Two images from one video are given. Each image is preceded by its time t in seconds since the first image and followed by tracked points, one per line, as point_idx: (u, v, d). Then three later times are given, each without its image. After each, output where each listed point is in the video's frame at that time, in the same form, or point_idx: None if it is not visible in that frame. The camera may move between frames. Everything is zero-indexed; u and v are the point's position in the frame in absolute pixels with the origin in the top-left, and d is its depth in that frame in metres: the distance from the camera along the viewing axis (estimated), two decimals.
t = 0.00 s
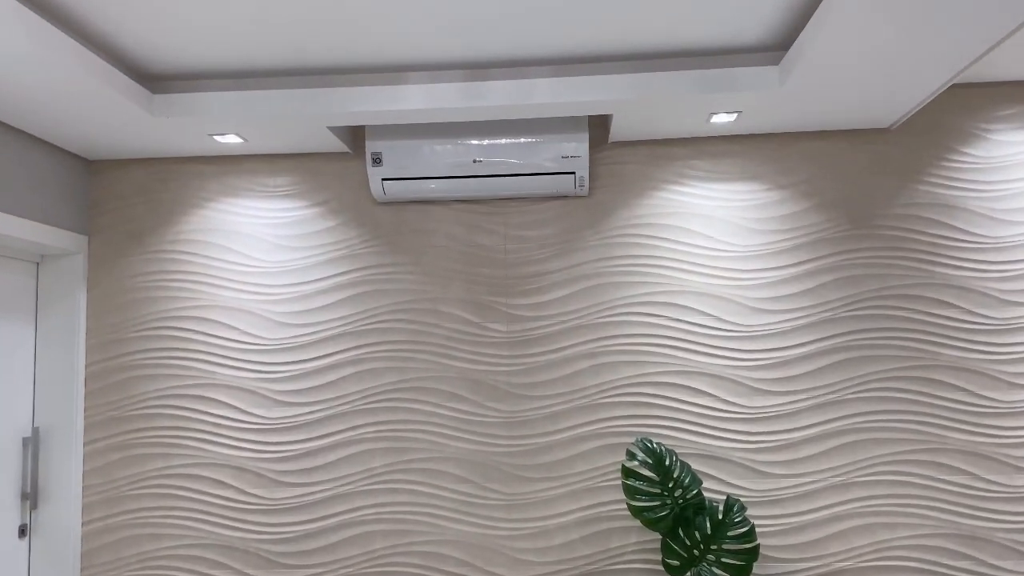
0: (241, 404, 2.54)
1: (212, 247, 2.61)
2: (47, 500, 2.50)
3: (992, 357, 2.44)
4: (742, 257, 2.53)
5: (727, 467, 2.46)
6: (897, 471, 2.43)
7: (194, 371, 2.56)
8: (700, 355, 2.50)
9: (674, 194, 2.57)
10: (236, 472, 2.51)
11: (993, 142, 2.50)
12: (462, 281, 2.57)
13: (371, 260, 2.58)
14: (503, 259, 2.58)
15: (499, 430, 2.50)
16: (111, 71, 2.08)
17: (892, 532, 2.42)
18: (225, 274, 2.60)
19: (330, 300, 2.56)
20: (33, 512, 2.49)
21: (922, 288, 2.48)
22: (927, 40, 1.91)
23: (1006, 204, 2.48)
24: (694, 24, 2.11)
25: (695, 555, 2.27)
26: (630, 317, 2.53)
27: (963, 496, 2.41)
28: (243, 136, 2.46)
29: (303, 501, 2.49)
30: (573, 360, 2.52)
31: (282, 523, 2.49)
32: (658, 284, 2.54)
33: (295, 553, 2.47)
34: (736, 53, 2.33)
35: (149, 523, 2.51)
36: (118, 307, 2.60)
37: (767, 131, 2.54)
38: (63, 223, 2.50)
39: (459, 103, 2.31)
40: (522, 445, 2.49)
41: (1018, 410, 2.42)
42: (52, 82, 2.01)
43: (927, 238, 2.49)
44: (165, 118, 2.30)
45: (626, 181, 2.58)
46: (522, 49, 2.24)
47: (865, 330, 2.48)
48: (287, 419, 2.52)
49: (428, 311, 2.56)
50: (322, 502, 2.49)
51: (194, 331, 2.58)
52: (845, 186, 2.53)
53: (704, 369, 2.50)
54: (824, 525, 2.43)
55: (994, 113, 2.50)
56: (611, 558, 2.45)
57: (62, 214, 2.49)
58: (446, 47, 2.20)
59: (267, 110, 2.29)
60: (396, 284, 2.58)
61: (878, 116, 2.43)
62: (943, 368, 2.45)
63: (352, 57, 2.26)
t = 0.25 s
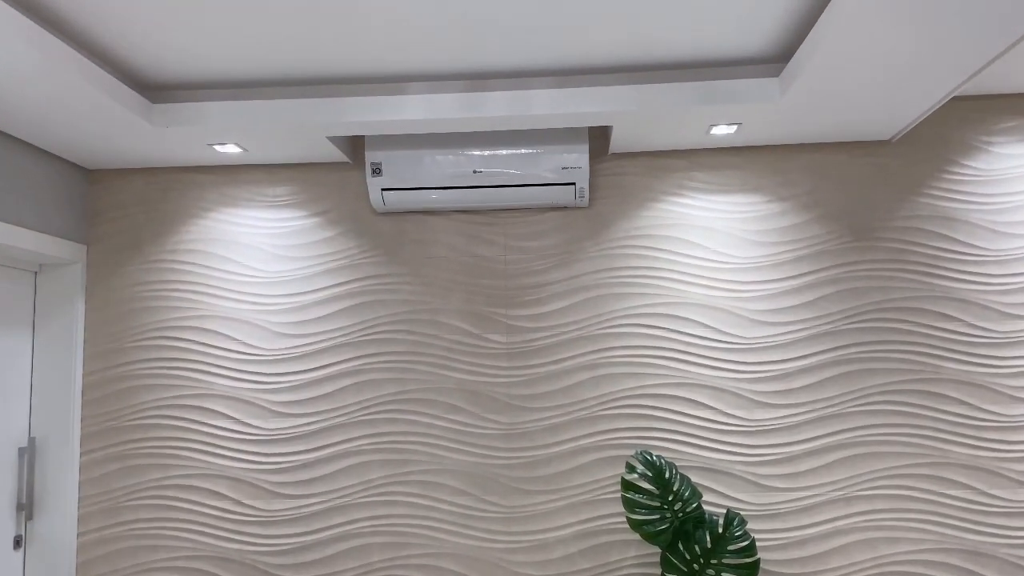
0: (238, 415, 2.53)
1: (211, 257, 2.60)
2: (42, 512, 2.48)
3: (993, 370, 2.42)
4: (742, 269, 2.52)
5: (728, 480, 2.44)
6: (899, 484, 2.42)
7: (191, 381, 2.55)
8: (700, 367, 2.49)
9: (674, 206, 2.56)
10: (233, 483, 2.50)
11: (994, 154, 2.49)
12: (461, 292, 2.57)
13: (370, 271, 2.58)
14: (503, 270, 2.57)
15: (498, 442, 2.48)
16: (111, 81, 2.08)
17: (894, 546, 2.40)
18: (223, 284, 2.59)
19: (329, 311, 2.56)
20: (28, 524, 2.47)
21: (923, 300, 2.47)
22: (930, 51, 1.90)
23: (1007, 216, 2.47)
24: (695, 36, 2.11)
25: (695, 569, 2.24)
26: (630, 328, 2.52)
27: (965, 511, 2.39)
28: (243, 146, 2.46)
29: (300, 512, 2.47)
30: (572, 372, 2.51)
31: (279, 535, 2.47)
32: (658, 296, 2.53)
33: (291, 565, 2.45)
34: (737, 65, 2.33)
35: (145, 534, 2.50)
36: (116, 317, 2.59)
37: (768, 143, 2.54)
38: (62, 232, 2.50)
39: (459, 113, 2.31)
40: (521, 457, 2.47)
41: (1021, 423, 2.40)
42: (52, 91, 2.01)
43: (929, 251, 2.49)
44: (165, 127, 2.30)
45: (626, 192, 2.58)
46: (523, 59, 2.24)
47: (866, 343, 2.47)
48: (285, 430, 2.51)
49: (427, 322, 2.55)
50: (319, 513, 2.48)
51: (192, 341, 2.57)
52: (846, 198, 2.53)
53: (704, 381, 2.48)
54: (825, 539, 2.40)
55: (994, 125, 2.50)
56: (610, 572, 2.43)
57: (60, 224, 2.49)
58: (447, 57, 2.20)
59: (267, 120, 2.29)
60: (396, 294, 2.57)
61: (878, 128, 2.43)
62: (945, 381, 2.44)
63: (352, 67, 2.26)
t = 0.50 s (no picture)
0: (237, 422, 2.52)
1: (211, 263, 2.60)
2: (39, 518, 2.46)
3: (995, 380, 2.42)
4: (743, 277, 2.51)
5: (729, 489, 2.43)
6: (900, 495, 2.40)
7: (190, 387, 2.54)
8: (701, 376, 2.48)
9: (675, 214, 2.55)
10: (231, 490, 2.48)
11: (996, 164, 2.49)
12: (461, 299, 2.56)
13: (370, 277, 2.57)
14: (503, 277, 2.56)
15: (498, 450, 2.47)
16: (111, 86, 2.07)
17: (895, 557, 2.38)
18: (223, 290, 2.58)
19: (329, 317, 2.55)
20: (25, 530, 2.45)
21: (925, 310, 2.46)
22: (933, 60, 1.89)
23: (1009, 226, 2.47)
24: (697, 44, 2.10)
25: None
26: (631, 336, 2.51)
27: (966, 521, 2.38)
28: (243, 152, 2.45)
29: (298, 520, 2.46)
30: (572, 380, 2.50)
31: (277, 543, 2.45)
32: (659, 304, 2.52)
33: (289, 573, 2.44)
34: (739, 73, 2.32)
35: (142, 541, 2.48)
36: (115, 322, 2.58)
37: (769, 151, 2.53)
38: (61, 237, 2.49)
39: (460, 120, 2.30)
40: (521, 465, 2.46)
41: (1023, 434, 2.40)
42: (51, 96, 2.00)
43: (931, 260, 2.48)
44: (165, 133, 2.29)
45: (628, 200, 2.57)
46: (525, 67, 2.23)
47: (867, 352, 2.46)
48: (283, 437, 2.50)
49: (427, 329, 2.55)
50: (318, 521, 2.46)
51: (191, 347, 2.56)
52: (848, 207, 2.52)
53: (705, 390, 2.47)
54: (826, 549, 2.39)
55: (996, 135, 2.50)
56: None
57: (60, 229, 2.48)
58: (448, 64, 2.20)
59: (267, 126, 2.28)
60: (396, 301, 2.56)
61: (880, 137, 2.43)
62: (947, 390, 2.43)
63: (354, 73, 2.25)
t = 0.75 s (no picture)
0: (236, 425, 2.51)
1: (211, 266, 2.60)
2: (37, 521, 2.46)
3: (994, 386, 2.42)
4: (742, 282, 2.52)
5: (728, 494, 2.43)
6: (899, 500, 2.41)
7: (190, 390, 2.54)
8: (701, 381, 2.48)
9: (675, 219, 2.56)
10: (231, 494, 2.48)
11: (995, 170, 2.50)
12: (462, 303, 2.56)
13: (370, 281, 2.57)
14: (503, 281, 2.56)
15: (497, 454, 2.47)
16: (112, 88, 2.07)
17: (894, 562, 2.38)
18: (223, 293, 2.58)
19: (329, 321, 2.55)
20: (23, 533, 2.45)
21: (924, 316, 2.47)
22: (933, 66, 1.90)
23: (1008, 232, 2.47)
24: (698, 50, 2.11)
25: None
26: (630, 341, 2.52)
27: (965, 527, 2.38)
28: (244, 156, 2.45)
29: (297, 524, 2.46)
30: (572, 384, 2.50)
31: (276, 547, 2.45)
32: (659, 308, 2.52)
33: None
34: (739, 79, 2.33)
35: (141, 544, 2.48)
36: (115, 325, 2.58)
37: (769, 157, 2.54)
38: (62, 239, 2.49)
39: (461, 125, 2.30)
40: (520, 469, 2.46)
41: (1022, 440, 2.40)
42: (52, 98, 2.00)
43: (930, 266, 2.48)
44: (166, 136, 2.29)
45: (628, 205, 2.57)
46: (525, 71, 2.24)
47: (866, 358, 2.46)
48: (283, 440, 2.50)
49: (427, 333, 2.55)
50: (317, 525, 2.46)
51: (191, 350, 2.56)
52: (847, 212, 2.53)
53: (705, 394, 2.47)
54: (826, 555, 2.39)
55: (996, 141, 2.51)
56: None
57: (60, 231, 2.48)
58: (449, 68, 2.20)
59: (268, 129, 2.29)
60: (396, 305, 2.56)
61: (880, 143, 2.43)
62: (946, 396, 2.43)
63: (355, 77, 2.26)
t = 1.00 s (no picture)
0: (236, 427, 2.52)
1: (212, 268, 2.60)
2: (37, 522, 2.46)
3: (992, 390, 2.43)
4: (741, 286, 2.53)
5: (727, 497, 2.44)
6: (897, 503, 2.41)
7: (190, 392, 2.54)
8: (700, 384, 2.49)
9: (675, 222, 2.57)
10: (230, 495, 2.49)
11: (993, 175, 2.51)
12: (461, 305, 2.57)
13: (371, 283, 2.58)
14: (503, 284, 2.57)
15: (497, 457, 2.48)
16: (113, 90, 2.08)
17: (892, 565, 2.39)
18: (224, 294, 2.59)
19: (329, 323, 2.56)
20: (22, 534, 2.45)
21: (922, 320, 2.48)
22: (932, 72, 1.91)
23: (1006, 237, 2.48)
24: (697, 54, 2.12)
25: None
26: (630, 344, 2.52)
27: (963, 531, 2.39)
28: (245, 158, 2.46)
29: (297, 525, 2.46)
30: (571, 387, 2.51)
31: (275, 548, 2.45)
32: (658, 312, 2.53)
33: None
34: (739, 84, 2.34)
35: (140, 545, 2.48)
36: (115, 326, 2.59)
37: (769, 161, 2.55)
38: (63, 241, 2.49)
39: (461, 128, 2.31)
40: (520, 472, 2.47)
41: (1019, 443, 2.41)
42: (54, 100, 2.00)
43: (929, 270, 2.49)
44: (167, 138, 2.30)
45: (628, 208, 2.58)
46: (526, 75, 2.25)
47: (865, 361, 2.47)
48: (283, 442, 2.50)
49: (427, 335, 2.55)
50: (316, 526, 2.46)
51: (191, 352, 2.57)
52: (846, 216, 2.54)
53: (703, 397, 2.48)
54: (824, 558, 2.40)
55: (994, 146, 2.52)
56: None
57: (61, 233, 2.49)
58: (449, 72, 2.21)
59: (269, 132, 2.29)
60: (396, 307, 2.57)
61: (879, 148, 2.44)
62: (944, 400, 2.44)
63: (355, 80, 2.27)
